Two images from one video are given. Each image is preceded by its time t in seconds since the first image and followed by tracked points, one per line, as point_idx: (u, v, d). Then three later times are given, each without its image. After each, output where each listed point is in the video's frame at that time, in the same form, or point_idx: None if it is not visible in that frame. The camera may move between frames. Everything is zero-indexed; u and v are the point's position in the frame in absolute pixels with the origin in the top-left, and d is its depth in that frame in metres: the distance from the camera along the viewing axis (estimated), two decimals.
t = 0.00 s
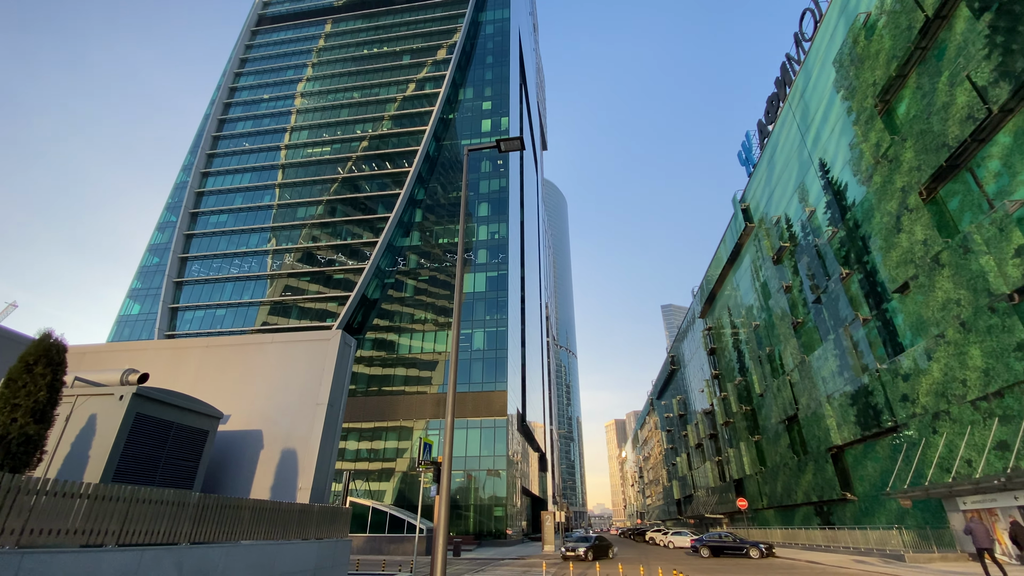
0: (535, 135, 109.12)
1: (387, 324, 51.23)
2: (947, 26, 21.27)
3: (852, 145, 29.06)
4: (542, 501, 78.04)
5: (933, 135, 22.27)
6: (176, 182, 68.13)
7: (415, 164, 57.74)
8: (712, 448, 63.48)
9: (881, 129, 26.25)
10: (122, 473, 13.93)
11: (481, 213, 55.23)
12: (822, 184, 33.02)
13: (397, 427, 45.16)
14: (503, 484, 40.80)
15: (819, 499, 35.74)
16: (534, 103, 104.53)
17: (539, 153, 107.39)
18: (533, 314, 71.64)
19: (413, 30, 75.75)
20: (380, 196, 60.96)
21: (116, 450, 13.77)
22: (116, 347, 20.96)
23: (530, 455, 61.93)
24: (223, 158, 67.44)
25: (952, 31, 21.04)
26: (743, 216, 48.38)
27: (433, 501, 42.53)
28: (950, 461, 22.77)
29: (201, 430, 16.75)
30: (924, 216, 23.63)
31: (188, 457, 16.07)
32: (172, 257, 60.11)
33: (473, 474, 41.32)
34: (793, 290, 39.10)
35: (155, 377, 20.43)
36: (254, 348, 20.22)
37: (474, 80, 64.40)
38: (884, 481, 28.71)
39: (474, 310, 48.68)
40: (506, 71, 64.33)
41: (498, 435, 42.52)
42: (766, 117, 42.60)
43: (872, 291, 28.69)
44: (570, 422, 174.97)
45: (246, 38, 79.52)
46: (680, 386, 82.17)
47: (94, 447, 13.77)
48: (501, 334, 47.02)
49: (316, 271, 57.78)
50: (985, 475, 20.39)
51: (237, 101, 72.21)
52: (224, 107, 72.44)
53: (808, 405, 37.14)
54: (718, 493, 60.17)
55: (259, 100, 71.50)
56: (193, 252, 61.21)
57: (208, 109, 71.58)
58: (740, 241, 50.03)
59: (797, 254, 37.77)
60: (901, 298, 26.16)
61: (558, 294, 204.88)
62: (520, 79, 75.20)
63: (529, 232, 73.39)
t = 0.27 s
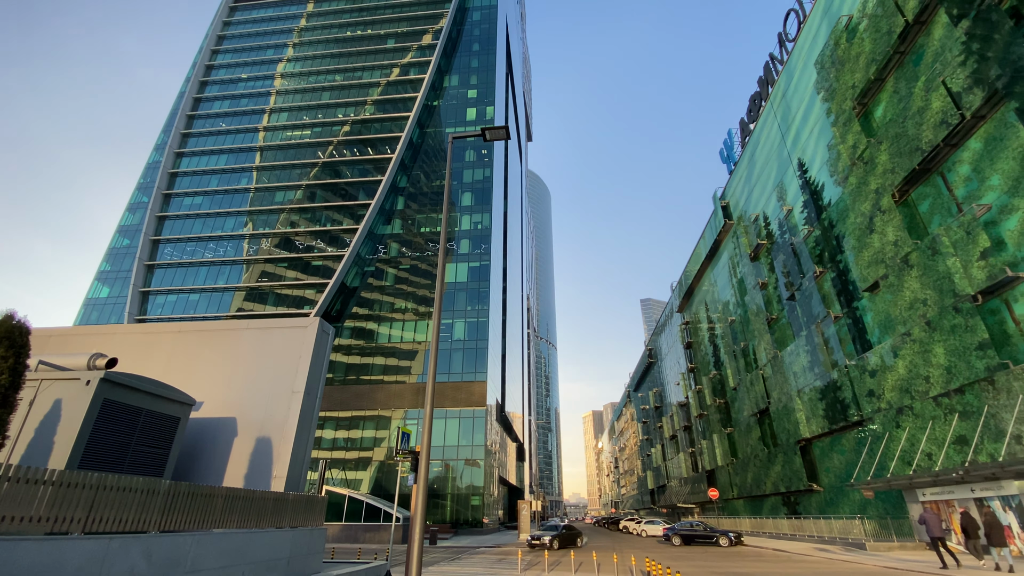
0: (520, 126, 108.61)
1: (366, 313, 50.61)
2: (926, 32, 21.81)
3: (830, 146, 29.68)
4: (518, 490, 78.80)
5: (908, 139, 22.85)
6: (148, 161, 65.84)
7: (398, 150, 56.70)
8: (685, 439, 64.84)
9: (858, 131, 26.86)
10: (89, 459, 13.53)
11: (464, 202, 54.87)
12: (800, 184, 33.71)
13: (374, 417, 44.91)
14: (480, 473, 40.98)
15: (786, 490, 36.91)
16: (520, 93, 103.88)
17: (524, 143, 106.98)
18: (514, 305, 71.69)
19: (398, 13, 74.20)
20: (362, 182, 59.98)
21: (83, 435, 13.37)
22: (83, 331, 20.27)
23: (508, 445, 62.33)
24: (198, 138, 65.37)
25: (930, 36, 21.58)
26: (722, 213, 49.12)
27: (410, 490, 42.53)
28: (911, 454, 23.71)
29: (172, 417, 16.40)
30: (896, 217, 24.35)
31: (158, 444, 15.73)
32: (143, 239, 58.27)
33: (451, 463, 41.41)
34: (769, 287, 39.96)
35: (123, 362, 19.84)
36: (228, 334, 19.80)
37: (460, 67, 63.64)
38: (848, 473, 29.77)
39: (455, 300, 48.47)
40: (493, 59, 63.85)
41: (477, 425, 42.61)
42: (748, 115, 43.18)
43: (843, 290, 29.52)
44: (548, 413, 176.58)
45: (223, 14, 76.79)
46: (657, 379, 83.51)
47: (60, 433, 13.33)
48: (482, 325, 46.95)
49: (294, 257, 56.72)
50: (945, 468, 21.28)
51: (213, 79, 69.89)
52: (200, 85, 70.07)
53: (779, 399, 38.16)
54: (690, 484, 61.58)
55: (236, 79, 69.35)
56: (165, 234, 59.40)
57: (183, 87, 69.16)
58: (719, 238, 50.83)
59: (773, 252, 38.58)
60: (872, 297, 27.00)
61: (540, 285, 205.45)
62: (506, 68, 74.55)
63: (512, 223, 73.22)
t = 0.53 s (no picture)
0: (505, 119, 108.10)
1: (345, 304, 49.95)
2: (903, 40, 22.40)
3: (808, 150, 30.30)
4: (495, 483, 79.11)
5: (882, 145, 23.46)
6: (119, 143, 63.49)
7: (381, 139, 55.65)
8: (661, 434, 65.91)
9: (835, 136, 27.50)
10: (52, 449, 13.05)
11: (447, 194, 54.44)
12: (778, 186, 34.37)
13: (351, 409, 44.45)
14: (458, 467, 40.95)
15: (757, 484, 37.86)
16: (506, 86, 103.34)
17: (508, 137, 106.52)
18: (495, 299, 71.61)
19: None
20: (342, 171, 58.95)
21: (46, 424, 12.89)
22: (46, 316, 19.48)
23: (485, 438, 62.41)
24: (173, 120, 63.27)
25: (907, 45, 22.16)
26: (702, 212, 49.82)
27: (387, 483, 42.29)
28: (877, 450, 24.54)
29: (141, 407, 15.94)
30: (869, 221, 25.03)
31: (126, 434, 15.27)
32: (112, 223, 56.30)
33: (428, 456, 41.32)
34: (745, 286, 40.74)
35: (89, 349, 19.17)
36: (201, 323, 19.30)
37: (445, 57, 63.03)
38: (817, 468, 30.67)
39: (436, 293, 48.19)
40: (479, 51, 63.51)
41: (455, 419, 42.54)
42: (730, 117, 43.79)
43: (816, 290, 30.30)
44: (526, 407, 177.27)
45: None
46: (634, 375, 84.64)
47: (21, 421, 12.81)
48: (463, 318, 46.79)
49: (271, 246, 55.51)
50: (908, 464, 22.09)
51: (189, 60, 67.64)
52: (175, 66, 67.76)
53: (752, 396, 39.04)
54: (664, 478, 62.70)
55: (214, 61, 67.24)
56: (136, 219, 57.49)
57: (157, 66, 66.78)
58: (698, 237, 51.55)
59: (751, 252, 39.31)
60: (843, 298, 27.76)
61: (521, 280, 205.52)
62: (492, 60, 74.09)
63: (494, 217, 73.00)
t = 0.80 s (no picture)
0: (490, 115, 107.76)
1: (322, 297, 49.10)
2: (880, 50, 23.01)
3: (786, 154, 30.92)
4: (472, 479, 79.07)
5: (857, 151, 24.06)
6: (88, 125, 61.10)
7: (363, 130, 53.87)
8: (637, 431, 66.76)
9: (812, 141, 28.12)
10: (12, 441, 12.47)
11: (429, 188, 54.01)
12: (756, 189, 35.00)
13: (327, 404, 43.84)
14: (435, 463, 40.74)
15: (729, 481, 38.67)
16: (491, 80, 102.87)
17: (492, 133, 106.29)
18: (476, 295, 71.40)
19: None
20: (322, 161, 57.87)
21: (7, 416, 12.31)
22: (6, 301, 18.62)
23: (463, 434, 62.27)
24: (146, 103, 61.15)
25: (885, 54, 22.77)
26: (682, 214, 50.46)
27: (362, 478, 41.88)
28: (844, 449, 25.28)
29: (107, 399, 15.41)
30: (842, 225, 25.70)
31: (90, 427, 14.75)
32: (80, 209, 54.32)
33: (406, 452, 41.02)
34: (722, 287, 41.44)
35: (52, 337, 18.39)
36: (172, 313, 18.74)
37: (430, 50, 62.42)
38: (787, 466, 31.45)
39: (416, 288, 47.78)
40: (465, 44, 63.05)
41: (434, 415, 42.29)
42: (712, 119, 44.40)
43: (790, 292, 31.02)
44: (505, 403, 177.43)
45: None
46: (612, 372, 85.48)
47: None
48: (443, 314, 46.49)
49: (247, 236, 54.00)
50: (874, 462, 22.81)
51: (164, 42, 65.44)
52: (150, 47, 65.48)
53: (727, 395, 39.79)
54: (639, 474, 63.55)
55: (190, 44, 65.20)
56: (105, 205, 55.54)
57: (130, 47, 64.40)
58: (678, 238, 52.22)
59: (728, 254, 39.98)
60: (816, 300, 28.49)
61: (503, 276, 205.32)
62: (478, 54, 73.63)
63: (477, 212, 72.70)
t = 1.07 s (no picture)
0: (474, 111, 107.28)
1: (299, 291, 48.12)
2: (858, 60, 23.59)
3: (765, 160, 31.51)
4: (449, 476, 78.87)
5: (833, 158, 24.65)
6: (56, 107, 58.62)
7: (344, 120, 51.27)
8: (614, 429, 67.44)
9: (790, 147, 28.73)
10: None
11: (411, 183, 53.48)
12: (735, 193, 35.59)
13: (303, 399, 43.15)
14: (412, 459, 40.46)
15: (703, 479, 39.40)
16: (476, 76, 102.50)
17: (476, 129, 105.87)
18: (457, 292, 71.05)
19: None
20: (301, 152, 56.71)
21: None
22: None
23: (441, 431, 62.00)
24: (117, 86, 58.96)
25: (862, 64, 23.34)
26: (663, 215, 51.05)
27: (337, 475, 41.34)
28: (814, 448, 25.97)
29: (72, 391, 14.88)
30: (817, 230, 26.34)
31: (52, 419, 14.21)
32: (45, 194, 52.25)
33: (382, 449, 40.63)
34: (700, 288, 42.08)
35: (12, 325, 17.62)
36: (142, 303, 18.12)
37: (415, 43, 61.83)
38: (759, 464, 32.16)
39: (397, 283, 47.31)
40: (450, 39, 62.65)
41: (412, 411, 41.96)
42: (694, 123, 45.00)
43: (766, 295, 31.71)
44: (484, 400, 177.30)
45: None
46: (591, 371, 86.16)
47: None
48: (424, 310, 46.12)
49: (222, 226, 52.38)
50: (842, 461, 23.49)
51: (139, 24, 63.25)
52: (123, 28, 63.17)
53: (702, 394, 40.48)
54: (616, 472, 64.23)
55: (166, 26, 63.17)
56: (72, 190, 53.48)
57: (102, 28, 62.07)
58: (658, 239, 52.84)
59: (707, 256, 40.59)
60: (790, 303, 29.15)
61: (484, 273, 204.95)
62: (463, 49, 73.20)
63: (459, 208, 72.30)
